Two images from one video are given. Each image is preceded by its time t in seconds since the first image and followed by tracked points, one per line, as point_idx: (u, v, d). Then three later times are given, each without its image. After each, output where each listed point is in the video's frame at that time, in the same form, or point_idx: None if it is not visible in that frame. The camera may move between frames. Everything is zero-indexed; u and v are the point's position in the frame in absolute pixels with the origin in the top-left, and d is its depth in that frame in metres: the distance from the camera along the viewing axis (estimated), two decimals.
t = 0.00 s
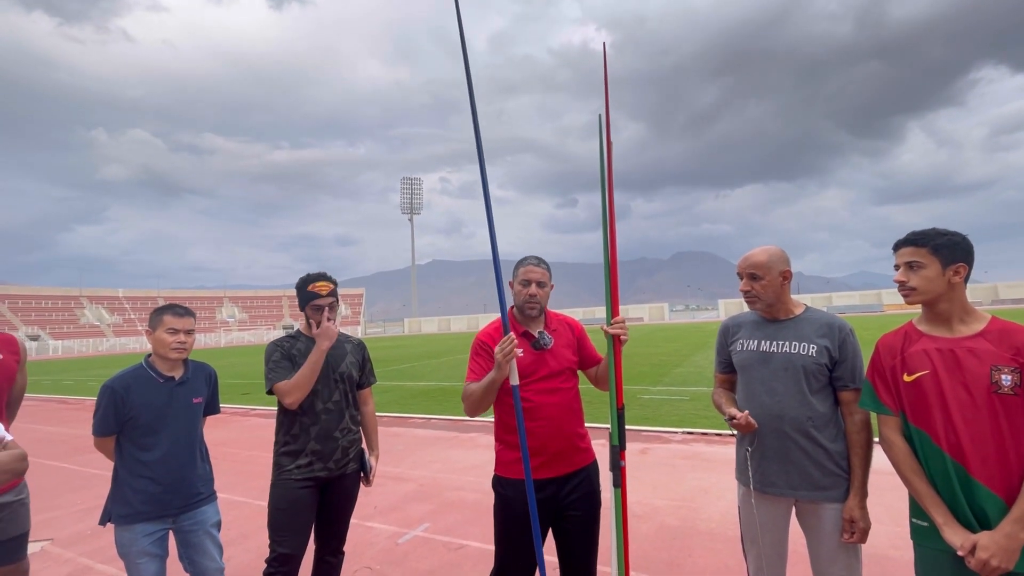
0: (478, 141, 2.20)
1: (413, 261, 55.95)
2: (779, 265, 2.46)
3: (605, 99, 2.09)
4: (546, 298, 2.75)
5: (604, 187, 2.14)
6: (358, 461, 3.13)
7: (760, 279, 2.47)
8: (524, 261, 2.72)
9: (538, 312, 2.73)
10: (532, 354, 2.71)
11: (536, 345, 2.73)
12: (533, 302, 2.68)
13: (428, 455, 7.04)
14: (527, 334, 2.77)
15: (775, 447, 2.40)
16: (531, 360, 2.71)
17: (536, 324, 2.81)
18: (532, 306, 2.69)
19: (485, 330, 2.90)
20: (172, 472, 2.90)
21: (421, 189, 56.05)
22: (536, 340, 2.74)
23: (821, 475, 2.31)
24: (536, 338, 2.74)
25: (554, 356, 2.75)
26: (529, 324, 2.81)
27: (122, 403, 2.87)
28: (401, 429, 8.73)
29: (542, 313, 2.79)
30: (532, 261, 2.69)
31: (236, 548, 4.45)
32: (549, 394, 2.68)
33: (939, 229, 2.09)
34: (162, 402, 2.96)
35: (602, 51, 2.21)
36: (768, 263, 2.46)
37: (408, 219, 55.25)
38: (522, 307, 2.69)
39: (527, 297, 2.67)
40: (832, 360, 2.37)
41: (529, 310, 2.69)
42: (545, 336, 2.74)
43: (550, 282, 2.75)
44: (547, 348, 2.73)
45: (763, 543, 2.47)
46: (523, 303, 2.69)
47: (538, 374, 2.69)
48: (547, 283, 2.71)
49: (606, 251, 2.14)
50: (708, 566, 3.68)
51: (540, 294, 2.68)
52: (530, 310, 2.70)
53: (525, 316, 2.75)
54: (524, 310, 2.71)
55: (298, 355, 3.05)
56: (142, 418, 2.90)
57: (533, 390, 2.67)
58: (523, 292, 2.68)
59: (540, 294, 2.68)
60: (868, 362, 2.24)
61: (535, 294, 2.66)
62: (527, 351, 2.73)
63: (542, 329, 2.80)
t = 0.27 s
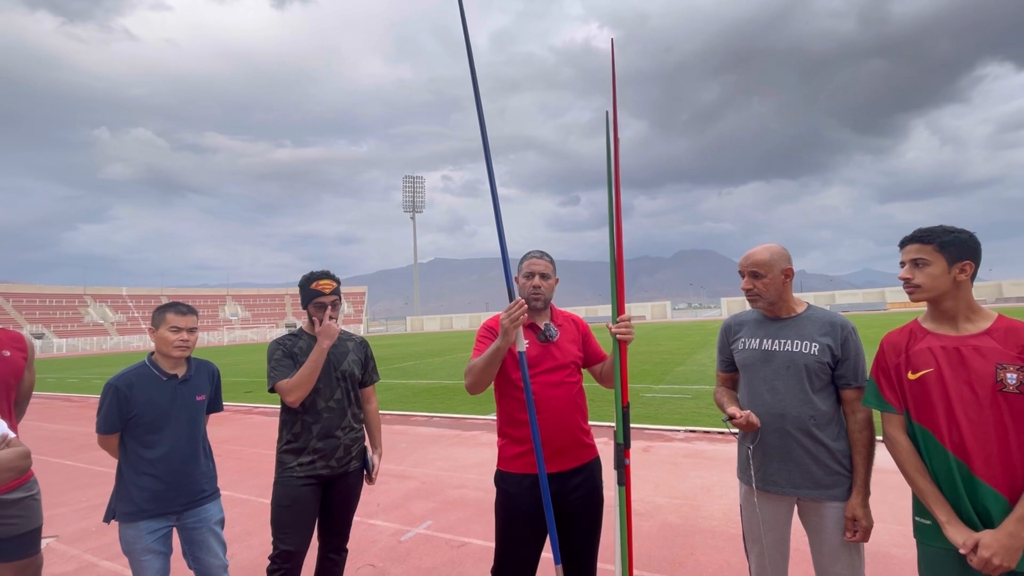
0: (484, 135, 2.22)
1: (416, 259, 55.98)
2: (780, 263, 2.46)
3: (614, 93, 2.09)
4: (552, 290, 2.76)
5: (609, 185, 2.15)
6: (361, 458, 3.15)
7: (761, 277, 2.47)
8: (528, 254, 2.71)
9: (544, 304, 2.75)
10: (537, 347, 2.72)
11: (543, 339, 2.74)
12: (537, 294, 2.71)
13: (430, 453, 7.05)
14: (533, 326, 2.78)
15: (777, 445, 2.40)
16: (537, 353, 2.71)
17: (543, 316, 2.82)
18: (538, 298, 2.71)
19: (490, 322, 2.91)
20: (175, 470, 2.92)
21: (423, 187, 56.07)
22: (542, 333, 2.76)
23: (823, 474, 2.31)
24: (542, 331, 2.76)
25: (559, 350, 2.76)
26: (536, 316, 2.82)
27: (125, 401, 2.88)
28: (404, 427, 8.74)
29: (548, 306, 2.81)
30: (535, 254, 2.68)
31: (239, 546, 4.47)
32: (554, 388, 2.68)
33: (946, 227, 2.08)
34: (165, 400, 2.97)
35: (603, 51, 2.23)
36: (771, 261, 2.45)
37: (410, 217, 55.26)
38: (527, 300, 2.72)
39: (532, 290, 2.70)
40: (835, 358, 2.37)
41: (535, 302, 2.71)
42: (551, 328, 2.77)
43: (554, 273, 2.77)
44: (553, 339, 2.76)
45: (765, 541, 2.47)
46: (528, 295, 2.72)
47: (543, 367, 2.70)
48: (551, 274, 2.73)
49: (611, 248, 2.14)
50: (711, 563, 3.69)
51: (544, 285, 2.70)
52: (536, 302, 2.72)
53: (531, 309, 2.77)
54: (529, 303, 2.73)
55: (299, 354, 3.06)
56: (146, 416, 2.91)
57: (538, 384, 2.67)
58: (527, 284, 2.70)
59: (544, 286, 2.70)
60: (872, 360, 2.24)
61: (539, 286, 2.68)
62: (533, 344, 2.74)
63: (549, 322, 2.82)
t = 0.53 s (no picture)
0: (479, 135, 2.27)
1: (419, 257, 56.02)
2: (783, 261, 2.45)
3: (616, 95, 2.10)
4: (562, 287, 2.77)
5: (614, 183, 2.15)
6: (365, 456, 3.16)
7: (765, 276, 2.47)
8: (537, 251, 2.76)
9: (553, 301, 2.75)
10: (545, 343, 2.73)
11: (551, 335, 2.74)
12: (546, 290, 2.71)
13: (434, 451, 7.07)
14: (542, 323, 2.80)
15: (782, 443, 2.40)
16: (544, 349, 2.72)
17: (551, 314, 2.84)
18: (546, 294, 2.71)
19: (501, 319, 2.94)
20: (181, 467, 2.94)
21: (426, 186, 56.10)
22: (550, 330, 2.75)
23: (828, 472, 2.31)
24: (551, 327, 2.75)
25: (567, 346, 2.76)
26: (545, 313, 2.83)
27: (131, 399, 2.90)
28: (408, 425, 8.77)
29: (557, 302, 2.80)
30: (543, 249, 2.73)
31: (244, 542, 4.50)
32: (561, 384, 2.69)
33: (957, 224, 2.08)
34: (170, 398, 2.99)
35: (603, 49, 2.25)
36: (774, 259, 2.45)
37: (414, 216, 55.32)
38: (537, 296, 2.72)
39: (541, 285, 2.70)
40: (839, 356, 2.37)
41: (544, 298, 2.72)
42: (559, 325, 2.74)
43: (563, 270, 2.78)
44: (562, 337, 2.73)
45: (769, 539, 2.47)
46: (537, 291, 2.72)
47: (549, 363, 2.71)
48: (560, 270, 2.75)
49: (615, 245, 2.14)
50: (714, 561, 3.69)
51: (552, 281, 2.71)
52: (545, 299, 2.73)
53: (541, 305, 2.78)
54: (538, 300, 2.74)
55: (302, 356, 3.01)
56: (152, 414, 2.93)
57: (544, 380, 2.68)
58: (537, 280, 2.72)
59: (553, 281, 2.71)
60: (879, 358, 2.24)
61: (548, 281, 2.69)
62: (541, 340, 2.75)
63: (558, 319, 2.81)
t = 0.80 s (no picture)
0: (479, 135, 2.24)
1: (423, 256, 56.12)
2: (791, 260, 2.45)
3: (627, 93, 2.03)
4: (574, 288, 2.76)
5: (622, 181, 2.16)
6: (373, 454, 3.18)
7: (773, 274, 2.47)
8: (551, 251, 2.80)
9: (563, 301, 2.75)
10: (553, 342, 2.77)
11: (560, 334, 2.77)
12: (557, 289, 2.73)
13: (440, 449, 7.09)
14: (552, 321, 2.82)
15: (789, 441, 2.40)
16: (552, 348, 2.76)
17: (564, 314, 2.83)
18: (556, 293, 2.72)
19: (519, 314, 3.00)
20: (190, 464, 2.96)
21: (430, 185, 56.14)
22: (560, 329, 2.78)
23: (836, 470, 2.31)
24: (560, 326, 2.78)
25: (577, 346, 2.76)
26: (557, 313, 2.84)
27: (141, 396, 2.92)
28: (413, 423, 8.79)
29: (570, 301, 2.80)
30: (557, 249, 2.76)
31: (253, 539, 4.53)
32: (568, 384, 2.70)
33: (970, 222, 2.07)
34: (180, 395, 3.02)
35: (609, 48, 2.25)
36: (782, 257, 2.45)
37: (418, 213, 55.41)
38: (547, 295, 2.75)
39: (551, 285, 2.72)
40: (848, 355, 2.36)
41: (554, 297, 2.73)
42: (568, 325, 2.77)
43: (577, 270, 2.78)
44: (570, 336, 2.76)
45: (776, 537, 2.47)
46: (547, 290, 2.75)
47: (556, 362, 2.75)
48: (572, 271, 2.75)
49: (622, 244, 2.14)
50: (721, 560, 3.69)
51: (563, 281, 2.72)
52: (555, 298, 2.74)
53: (552, 305, 2.79)
54: (549, 299, 2.76)
55: (309, 356, 3.02)
56: (161, 411, 2.95)
57: (550, 379, 2.73)
58: (548, 279, 2.74)
59: (563, 281, 2.71)
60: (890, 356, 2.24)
61: (558, 281, 2.71)
62: (550, 339, 2.79)
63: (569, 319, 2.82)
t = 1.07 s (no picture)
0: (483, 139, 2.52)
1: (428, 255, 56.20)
2: (798, 258, 2.44)
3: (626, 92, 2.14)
4: (581, 289, 2.77)
5: (625, 179, 2.17)
6: (378, 452, 3.19)
7: (779, 272, 2.46)
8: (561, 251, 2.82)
9: (569, 301, 2.78)
10: (556, 341, 2.80)
11: (564, 334, 2.79)
12: (562, 289, 2.76)
13: (445, 447, 7.11)
14: (558, 321, 2.85)
15: (795, 440, 2.40)
16: (555, 347, 2.79)
17: (573, 314, 2.85)
18: (562, 293, 2.76)
19: (533, 312, 3.06)
20: (198, 462, 2.98)
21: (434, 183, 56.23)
22: (563, 329, 2.80)
23: (842, 470, 2.31)
24: (563, 326, 2.80)
25: (579, 346, 2.76)
26: (568, 313, 2.86)
27: (149, 394, 2.94)
28: (418, 421, 8.81)
29: (578, 301, 2.81)
30: (565, 249, 2.78)
31: (260, 536, 4.56)
32: (568, 383, 2.72)
33: (980, 220, 2.06)
34: (187, 392, 3.04)
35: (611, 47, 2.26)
36: (788, 256, 2.44)
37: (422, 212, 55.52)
38: (554, 295, 2.80)
39: (557, 285, 2.77)
40: (854, 354, 2.36)
41: (559, 297, 2.77)
42: (570, 325, 2.78)
43: (585, 271, 2.78)
44: (572, 336, 2.76)
45: (782, 536, 2.47)
46: (554, 289, 2.80)
47: (557, 361, 2.78)
48: (579, 271, 2.76)
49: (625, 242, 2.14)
50: (726, 558, 3.69)
51: (568, 281, 2.74)
52: (561, 298, 2.78)
53: (561, 304, 2.84)
54: (556, 299, 2.81)
55: (312, 355, 3.04)
56: (169, 408, 2.98)
57: (551, 377, 2.78)
58: (554, 279, 2.79)
59: (568, 282, 2.74)
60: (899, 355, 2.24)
61: (562, 282, 2.74)
62: (554, 338, 2.82)
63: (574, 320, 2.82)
